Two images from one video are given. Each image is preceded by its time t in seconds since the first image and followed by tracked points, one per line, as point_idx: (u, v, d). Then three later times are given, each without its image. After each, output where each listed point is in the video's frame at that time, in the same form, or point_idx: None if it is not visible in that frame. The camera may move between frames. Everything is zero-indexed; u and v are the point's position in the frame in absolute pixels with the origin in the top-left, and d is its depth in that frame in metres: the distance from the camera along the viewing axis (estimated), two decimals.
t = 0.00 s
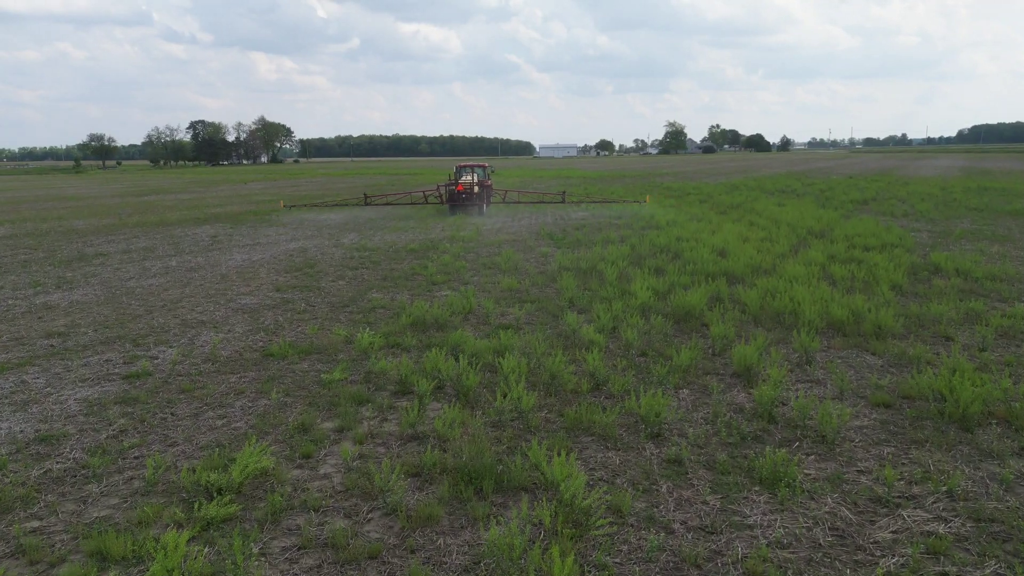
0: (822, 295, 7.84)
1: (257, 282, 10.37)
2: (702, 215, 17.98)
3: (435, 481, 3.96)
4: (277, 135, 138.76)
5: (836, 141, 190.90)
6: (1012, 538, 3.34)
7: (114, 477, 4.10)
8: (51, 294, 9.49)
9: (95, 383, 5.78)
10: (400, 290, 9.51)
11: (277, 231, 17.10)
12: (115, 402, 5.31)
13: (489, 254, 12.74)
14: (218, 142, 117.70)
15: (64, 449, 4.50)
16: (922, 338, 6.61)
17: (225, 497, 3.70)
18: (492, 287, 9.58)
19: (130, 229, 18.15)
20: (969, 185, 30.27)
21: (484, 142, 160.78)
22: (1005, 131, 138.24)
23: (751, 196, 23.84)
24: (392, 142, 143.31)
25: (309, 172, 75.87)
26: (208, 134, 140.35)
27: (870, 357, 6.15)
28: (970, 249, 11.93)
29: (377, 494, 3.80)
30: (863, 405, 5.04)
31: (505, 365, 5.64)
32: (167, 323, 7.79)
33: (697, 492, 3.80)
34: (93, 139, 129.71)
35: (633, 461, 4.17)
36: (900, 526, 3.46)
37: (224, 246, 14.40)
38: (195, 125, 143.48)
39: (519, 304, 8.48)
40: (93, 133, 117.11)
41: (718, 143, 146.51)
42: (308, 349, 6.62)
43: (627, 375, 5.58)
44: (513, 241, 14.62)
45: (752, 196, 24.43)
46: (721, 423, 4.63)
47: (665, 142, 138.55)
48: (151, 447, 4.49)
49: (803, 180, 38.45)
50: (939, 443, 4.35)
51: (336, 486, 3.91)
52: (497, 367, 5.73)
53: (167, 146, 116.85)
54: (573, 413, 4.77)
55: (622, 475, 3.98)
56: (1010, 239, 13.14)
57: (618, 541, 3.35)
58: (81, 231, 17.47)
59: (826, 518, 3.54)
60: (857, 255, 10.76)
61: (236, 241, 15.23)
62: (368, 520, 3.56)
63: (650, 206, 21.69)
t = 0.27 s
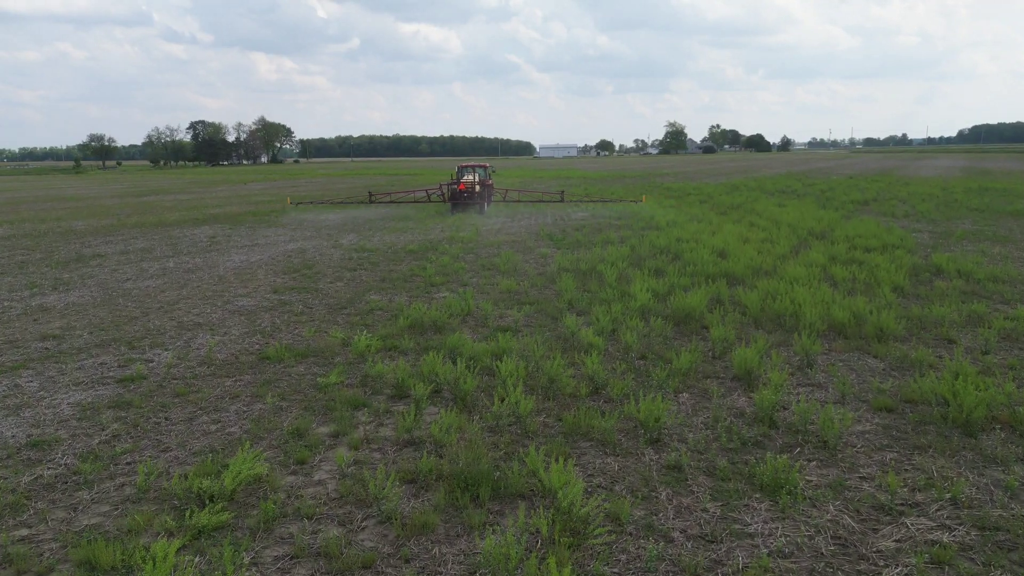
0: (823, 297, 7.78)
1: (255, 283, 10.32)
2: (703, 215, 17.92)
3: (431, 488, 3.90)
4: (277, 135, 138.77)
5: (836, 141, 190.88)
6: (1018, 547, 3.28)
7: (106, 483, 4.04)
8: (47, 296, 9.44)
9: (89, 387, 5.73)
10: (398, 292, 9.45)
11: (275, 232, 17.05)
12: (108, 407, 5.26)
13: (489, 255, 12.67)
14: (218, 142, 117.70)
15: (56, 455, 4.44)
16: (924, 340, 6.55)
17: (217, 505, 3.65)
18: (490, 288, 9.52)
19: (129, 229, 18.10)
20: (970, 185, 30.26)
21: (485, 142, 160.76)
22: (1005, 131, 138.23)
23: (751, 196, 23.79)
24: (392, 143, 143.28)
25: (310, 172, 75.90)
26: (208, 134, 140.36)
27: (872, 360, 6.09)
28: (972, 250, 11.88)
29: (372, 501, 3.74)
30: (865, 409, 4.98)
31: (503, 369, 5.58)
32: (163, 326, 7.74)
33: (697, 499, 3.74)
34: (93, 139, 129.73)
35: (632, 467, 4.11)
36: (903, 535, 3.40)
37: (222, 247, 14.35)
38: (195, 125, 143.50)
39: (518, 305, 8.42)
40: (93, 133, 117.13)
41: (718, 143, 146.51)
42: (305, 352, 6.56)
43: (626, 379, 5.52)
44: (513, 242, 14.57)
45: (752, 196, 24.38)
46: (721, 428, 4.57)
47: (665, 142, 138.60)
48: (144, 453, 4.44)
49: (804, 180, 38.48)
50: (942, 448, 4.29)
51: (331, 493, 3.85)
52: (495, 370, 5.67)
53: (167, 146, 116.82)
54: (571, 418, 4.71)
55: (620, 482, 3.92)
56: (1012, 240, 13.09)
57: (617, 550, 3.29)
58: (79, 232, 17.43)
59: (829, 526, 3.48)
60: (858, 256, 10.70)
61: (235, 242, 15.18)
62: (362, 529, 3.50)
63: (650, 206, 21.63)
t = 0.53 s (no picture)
0: (824, 299, 7.71)
1: (252, 285, 10.24)
2: (704, 216, 17.85)
3: (427, 496, 3.83)
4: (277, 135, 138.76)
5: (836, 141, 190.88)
6: None
7: (96, 491, 3.97)
8: (42, 298, 9.36)
9: (82, 391, 5.66)
10: (396, 294, 9.38)
11: (274, 233, 16.99)
12: (101, 412, 5.19)
13: (488, 256, 12.60)
14: (218, 142, 117.66)
15: (46, 462, 4.37)
16: (927, 343, 6.48)
17: (208, 514, 3.58)
18: (490, 290, 9.46)
19: (127, 230, 18.04)
20: (971, 185, 30.23)
21: (485, 142, 160.74)
22: (1005, 131, 138.20)
23: (752, 196, 23.77)
24: (392, 143, 143.20)
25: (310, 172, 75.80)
26: (208, 135, 140.33)
27: (875, 363, 6.02)
28: (974, 251, 11.81)
29: (367, 510, 3.67)
30: (868, 415, 4.90)
31: (501, 373, 5.50)
32: (158, 329, 7.66)
33: (698, 508, 3.67)
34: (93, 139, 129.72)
35: (631, 474, 4.04)
36: (909, 545, 3.33)
37: (220, 248, 14.28)
38: (195, 125, 143.25)
39: (517, 307, 8.35)
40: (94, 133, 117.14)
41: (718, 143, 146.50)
42: (302, 355, 6.50)
43: (626, 383, 5.45)
44: (513, 243, 14.50)
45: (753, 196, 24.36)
46: (722, 434, 4.50)
47: (666, 142, 138.54)
48: (136, 459, 4.37)
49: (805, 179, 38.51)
50: (947, 455, 4.21)
51: (324, 501, 3.78)
52: (493, 374, 5.60)
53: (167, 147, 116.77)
54: (570, 424, 4.63)
55: (620, 490, 3.85)
56: (1014, 241, 13.02)
57: (616, 562, 3.22)
58: (77, 233, 17.38)
59: (832, 536, 3.41)
60: (860, 257, 10.65)
61: (233, 242, 15.13)
62: (356, 539, 3.43)
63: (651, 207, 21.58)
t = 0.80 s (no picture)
0: (827, 301, 7.63)
1: (249, 286, 10.17)
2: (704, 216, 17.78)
3: (423, 505, 3.75)
4: (277, 135, 138.71)
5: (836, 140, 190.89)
6: None
7: (85, 499, 3.89)
8: (38, 300, 9.28)
9: (74, 395, 5.58)
10: (394, 296, 9.31)
11: (273, 234, 16.91)
12: (93, 417, 5.11)
13: (488, 257, 12.53)
14: (218, 142, 117.60)
15: (35, 468, 4.29)
16: (931, 347, 6.39)
17: (199, 524, 3.50)
18: (488, 292, 9.37)
19: (124, 231, 17.96)
20: (973, 185, 30.17)
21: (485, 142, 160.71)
22: (1006, 131, 138.10)
23: (753, 197, 23.70)
24: (392, 143, 143.12)
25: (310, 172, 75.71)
26: (208, 135, 140.29)
27: (878, 367, 5.94)
28: (977, 252, 11.72)
29: (361, 519, 3.59)
30: (872, 420, 4.82)
31: (500, 377, 5.42)
32: (153, 331, 7.58)
33: (699, 517, 3.59)
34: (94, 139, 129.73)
35: (632, 482, 3.96)
36: (916, 556, 3.25)
37: (218, 249, 14.21)
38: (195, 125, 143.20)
39: (516, 309, 8.28)
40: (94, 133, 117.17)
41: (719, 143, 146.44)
42: (298, 359, 6.42)
43: (626, 387, 5.37)
44: (512, 243, 14.43)
45: (753, 197, 24.30)
46: (724, 440, 4.42)
47: (666, 142, 138.45)
48: (127, 466, 4.29)
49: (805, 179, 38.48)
50: (954, 462, 4.13)
51: (318, 510, 3.70)
52: (491, 378, 5.52)
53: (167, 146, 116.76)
54: (569, 429, 4.55)
55: (620, 499, 3.77)
56: (1017, 242, 12.95)
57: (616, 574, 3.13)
58: (75, 234, 17.32)
59: (838, 547, 3.32)
60: (862, 258, 10.57)
61: (232, 243, 15.05)
62: (350, 549, 3.35)
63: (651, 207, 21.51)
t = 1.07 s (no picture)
0: (830, 303, 7.54)
1: (247, 288, 10.08)
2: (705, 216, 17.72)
3: (419, 514, 3.66)
4: (278, 135, 138.65)
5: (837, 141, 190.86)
6: None
7: (74, 508, 3.81)
8: (33, 302, 9.19)
9: (66, 400, 5.49)
10: (393, 297, 9.22)
11: (271, 234, 16.84)
12: (85, 423, 5.02)
13: (487, 258, 12.44)
14: (218, 142, 117.54)
15: (24, 476, 4.21)
16: (936, 350, 6.31)
17: (189, 534, 3.41)
18: (488, 293, 9.29)
19: (122, 232, 17.87)
20: (974, 185, 30.13)
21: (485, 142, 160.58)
22: (1006, 131, 137.97)
23: (753, 197, 23.62)
24: (393, 143, 143.08)
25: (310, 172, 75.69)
26: (208, 135, 140.26)
27: (882, 370, 5.85)
28: (980, 253, 11.65)
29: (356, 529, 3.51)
30: (878, 426, 4.73)
31: (498, 381, 5.34)
32: (149, 334, 7.50)
33: (702, 527, 3.50)
34: (93, 138, 129.63)
35: (633, 490, 3.87)
36: (925, 568, 3.16)
37: (215, 250, 14.12)
38: (195, 124, 143.15)
39: (516, 312, 8.19)
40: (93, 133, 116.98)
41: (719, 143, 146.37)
42: (294, 362, 6.33)
43: (627, 392, 5.28)
44: (512, 244, 14.35)
45: (754, 197, 24.26)
46: (727, 447, 4.34)
47: (666, 142, 138.42)
48: (117, 474, 4.21)
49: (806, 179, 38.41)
50: (962, 469, 4.04)
51: (312, 519, 3.62)
52: (490, 382, 5.44)
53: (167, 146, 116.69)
54: (569, 435, 4.47)
55: (621, 508, 3.68)
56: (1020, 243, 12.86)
57: None
58: (73, 234, 17.26)
59: (844, 559, 3.24)
60: (864, 259, 10.48)
61: (230, 244, 14.97)
62: (344, 561, 3.27)
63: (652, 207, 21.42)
